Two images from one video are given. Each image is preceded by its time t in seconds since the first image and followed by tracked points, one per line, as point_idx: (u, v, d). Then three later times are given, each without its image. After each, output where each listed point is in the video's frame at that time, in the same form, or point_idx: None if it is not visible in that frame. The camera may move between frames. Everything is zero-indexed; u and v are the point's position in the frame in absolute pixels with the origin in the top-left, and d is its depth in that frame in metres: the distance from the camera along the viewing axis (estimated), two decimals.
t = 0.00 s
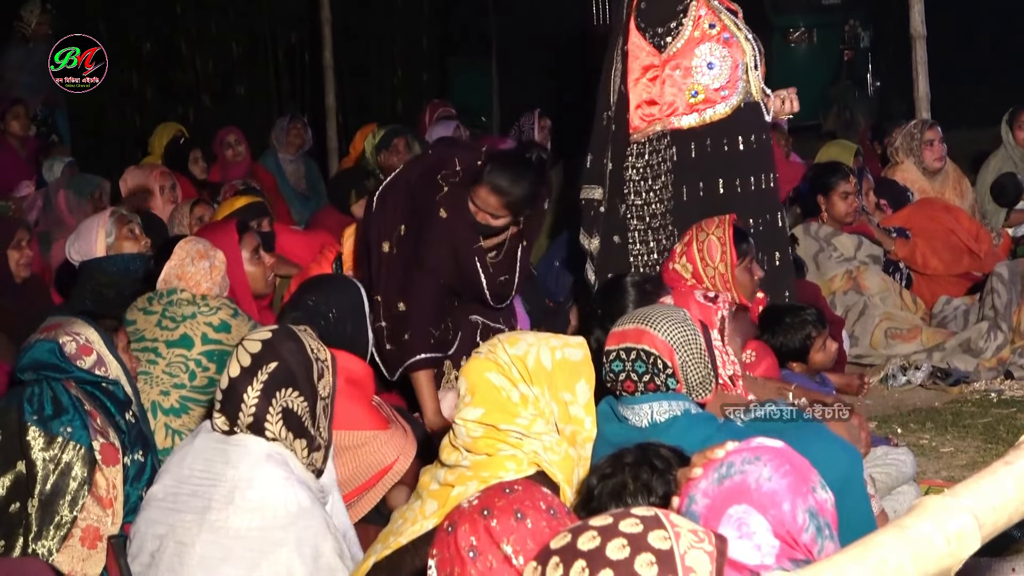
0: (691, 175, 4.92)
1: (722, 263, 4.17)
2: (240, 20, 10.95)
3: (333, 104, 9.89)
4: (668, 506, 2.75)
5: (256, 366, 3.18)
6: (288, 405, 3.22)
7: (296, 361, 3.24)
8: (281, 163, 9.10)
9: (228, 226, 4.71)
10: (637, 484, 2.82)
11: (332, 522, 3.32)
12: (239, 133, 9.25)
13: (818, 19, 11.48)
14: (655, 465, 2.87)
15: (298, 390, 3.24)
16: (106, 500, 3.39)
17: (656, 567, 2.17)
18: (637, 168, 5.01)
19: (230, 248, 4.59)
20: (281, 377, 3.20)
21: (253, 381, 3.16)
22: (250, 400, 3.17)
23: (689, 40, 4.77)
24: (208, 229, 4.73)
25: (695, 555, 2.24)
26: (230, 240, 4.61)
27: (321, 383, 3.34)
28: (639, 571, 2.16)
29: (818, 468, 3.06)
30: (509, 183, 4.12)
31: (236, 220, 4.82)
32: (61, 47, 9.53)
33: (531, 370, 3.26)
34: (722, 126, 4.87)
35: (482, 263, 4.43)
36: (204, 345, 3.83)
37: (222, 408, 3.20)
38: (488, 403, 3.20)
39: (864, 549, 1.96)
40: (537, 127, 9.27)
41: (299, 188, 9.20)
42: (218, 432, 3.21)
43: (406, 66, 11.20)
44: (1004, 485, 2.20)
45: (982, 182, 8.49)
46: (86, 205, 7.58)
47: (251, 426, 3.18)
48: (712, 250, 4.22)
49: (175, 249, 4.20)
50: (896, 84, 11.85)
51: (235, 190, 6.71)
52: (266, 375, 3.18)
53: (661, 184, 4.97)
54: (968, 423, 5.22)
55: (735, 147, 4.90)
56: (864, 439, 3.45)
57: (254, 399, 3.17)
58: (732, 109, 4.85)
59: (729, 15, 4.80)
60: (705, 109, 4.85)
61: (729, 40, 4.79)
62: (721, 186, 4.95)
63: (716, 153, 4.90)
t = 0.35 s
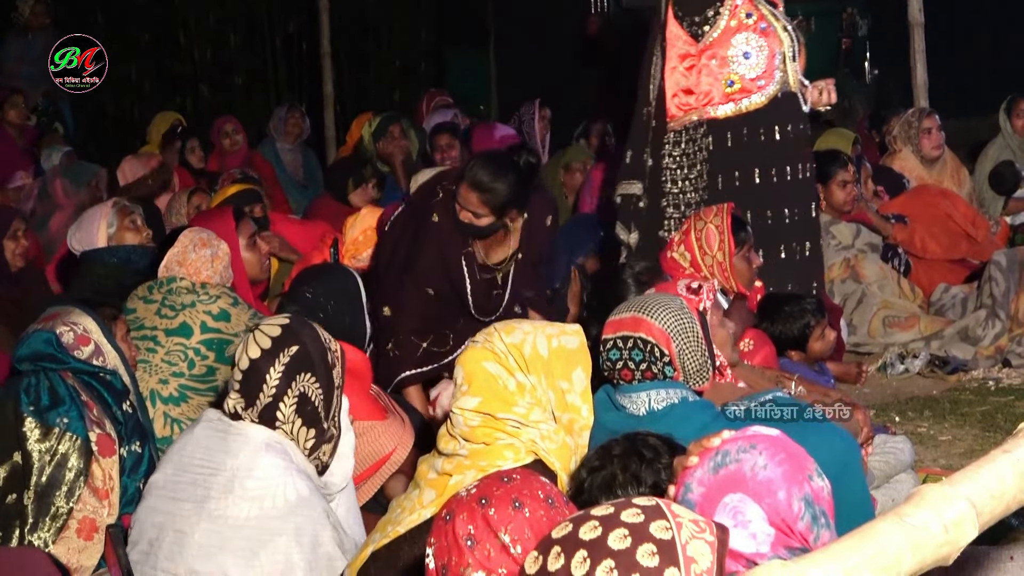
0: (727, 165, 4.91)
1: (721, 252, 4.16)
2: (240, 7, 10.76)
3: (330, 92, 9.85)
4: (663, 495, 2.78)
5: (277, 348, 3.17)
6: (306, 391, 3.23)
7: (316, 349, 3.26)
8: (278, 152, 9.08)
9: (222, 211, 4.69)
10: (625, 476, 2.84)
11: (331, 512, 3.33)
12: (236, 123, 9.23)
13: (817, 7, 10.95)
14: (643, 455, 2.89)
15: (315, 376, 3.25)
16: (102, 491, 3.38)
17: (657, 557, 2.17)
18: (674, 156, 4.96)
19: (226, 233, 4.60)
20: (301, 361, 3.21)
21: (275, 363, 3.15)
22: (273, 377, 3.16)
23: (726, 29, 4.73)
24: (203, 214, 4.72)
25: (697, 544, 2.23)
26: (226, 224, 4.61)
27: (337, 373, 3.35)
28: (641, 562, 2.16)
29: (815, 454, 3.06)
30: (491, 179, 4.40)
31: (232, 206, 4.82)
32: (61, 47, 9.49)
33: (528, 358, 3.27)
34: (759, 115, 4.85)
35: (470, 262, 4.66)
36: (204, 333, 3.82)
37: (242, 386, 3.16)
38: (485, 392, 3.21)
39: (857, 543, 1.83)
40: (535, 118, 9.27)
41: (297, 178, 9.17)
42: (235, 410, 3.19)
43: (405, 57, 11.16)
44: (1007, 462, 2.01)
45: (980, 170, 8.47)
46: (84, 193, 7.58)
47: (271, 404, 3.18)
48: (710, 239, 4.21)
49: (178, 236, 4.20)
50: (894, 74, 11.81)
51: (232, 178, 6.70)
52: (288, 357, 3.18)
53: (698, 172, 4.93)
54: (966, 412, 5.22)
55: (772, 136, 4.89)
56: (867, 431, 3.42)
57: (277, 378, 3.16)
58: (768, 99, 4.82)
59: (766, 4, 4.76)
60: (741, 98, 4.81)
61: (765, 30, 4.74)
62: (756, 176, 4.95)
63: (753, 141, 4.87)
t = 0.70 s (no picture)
0: (756, 151, 4.79)
1: (714, 241, 4.18)
2: None
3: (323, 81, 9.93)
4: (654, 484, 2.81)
5: (299, 330, 3.27)
6: (313, 380, 3.28)
7: (335, 342, 3.34)
8: (271, 142, 9.14)
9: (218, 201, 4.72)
10: (612, 467, 2.88)
11: (325, 501, 3.34)
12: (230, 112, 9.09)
13: None
14: (630, 446, 2.91)
15: (326, 369, 3.31)
16: (96, 481, 3.40)
17: (653, 548, 2.17)
18: (705, 146, 4.85)
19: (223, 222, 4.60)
20: (317, 351, 3.29)
21: (295, 344, 3.24)
22: (288, 358, 3.23)
23: (755, 17, 4.63)
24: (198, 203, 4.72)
25: (692, 535, 2.23)
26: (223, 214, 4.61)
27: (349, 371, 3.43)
28: (635, 552, 2.17)
29: (810, 444, 3.06)
30: (483, 177, 4.56)
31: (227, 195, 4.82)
32: (61, 46, 9.40)
33: (520, 349, 3.29)
34: (787, 102, 4.74)
35: (468, 273, 4.72)
36: (195, 325, 3.84)
37: (259, 354, 3.22)
38: (477, 383, 3.21)
39: (854, 531, 1.89)
40: (528, 107, 9.32)
41: (290, 166, 9.20)
42: (249, 384, 3.22)
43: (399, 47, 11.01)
44: (999, 454, 2.10)
45: (975, 158, 8.47)
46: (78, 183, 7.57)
47: (279, 378, 3.22)
48: (703, 228, 4.23)
49: (178, 227, 4.21)
50: (889, 61, 11.79)
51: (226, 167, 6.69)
52: (308, 343, 3.27)
53: (725, 159, 4.83)
54: (960, 400, 5.22)
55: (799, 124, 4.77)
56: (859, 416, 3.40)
57: (293, 359, 3.23)
58: (796, 86, 4.72)
59: None
60: (770, 86, 4.71)
61: (793, 17, 4.66)
62: (785, 163, 4.82)
63: (782, 129, 4.76)
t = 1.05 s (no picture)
0: (776, 133, 4.60)
1: (703, 227, 4.24)
2: None
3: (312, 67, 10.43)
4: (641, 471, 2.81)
5: (296, 314, 3.31)
6: (305, 361, 3.28)
7: (330, 331, 3.36)
8: (260, 127, 9.22)
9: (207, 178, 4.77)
10: (598, 454, 2.88)
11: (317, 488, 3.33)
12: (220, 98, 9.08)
13: None
14: (616, 431, 2.92)
15: (321, 353, 3.32)
16: (84, 468, 3.39)
17: (642, 533, 2.17)
18: (721, 129, 4.74)
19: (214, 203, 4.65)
20: (312, 335, 3.31)
21: (290, 323, 3.27)
22: (283, 333, 3.24)
23: None
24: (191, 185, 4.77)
25: (681, 520, 2.23)
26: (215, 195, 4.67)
27: (344, 370, 3.41)
28: (624, 538, 2.17)
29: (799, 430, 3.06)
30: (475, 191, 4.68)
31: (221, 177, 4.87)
32: (62, 46, 9.48)
33: (508, 335, 3.28)
34: (808, 83, 4.57)
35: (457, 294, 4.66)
36: (184, 311, 3.87)
37: (258, 328, 3.25)
38: (464, 368, 3.22)
39: (842, 516, 1.82)
40: (519, 93, 9.34)
41: (279, 153, 9.30)
42: (244, 363, 3.24)
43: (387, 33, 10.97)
44: (986, 440, 2.05)
45: (964, 144, 8.50)
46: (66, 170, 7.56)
47: (271, 357, 3.23)
48: (692, 214, 4.27)
49: (175, 213, 4.21)
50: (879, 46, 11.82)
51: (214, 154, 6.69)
52: (303, 326, 3.29)
53: (746, 143, 4.66)
54: (949, 386, 5.23)
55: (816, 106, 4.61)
56: (846, 400, 3.46)
57: (286, 337, 3.25)
58: (816, 69, 4.57)
59: None
60: (790, 68, 4.55)
61: None
62: (808, 145, 4.63)
63: (803, 111, 4.58)
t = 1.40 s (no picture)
0: (794, 117, 4.20)
1: (695, 212, 4.40)
2: None
3: (302, 51, 10.14)
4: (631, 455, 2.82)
5: (288, 298, 3.32)
6: (295, 345, 3.28)
7: (323, 317, 3.36)
8: (251, 113, 9.19)
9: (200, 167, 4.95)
10: (589, 438, 2.89)
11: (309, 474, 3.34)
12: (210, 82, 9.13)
13: None
14: (607, 416, 2.92)
15: (312, 338, 3.32)
16: (76, 456, 3.40)
17: (632, 518, 2.16)
18: (736, 112, 4.33)
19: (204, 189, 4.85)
20: (303, 320, 3.31)
21: (280, 307, 3.28)
22: (273, 318, 3.26)
23: None
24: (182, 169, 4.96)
25: (671, 505, 2.23)
26: (204, 180, 4.87)
27: (336, 358, 3.41)
28: (614, 523, 2.16)
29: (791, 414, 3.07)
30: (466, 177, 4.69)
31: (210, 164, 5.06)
32: (61, 45, 9.54)
33: (499, 321, 3.28)
34: (824, 67, 4.16)
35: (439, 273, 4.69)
36: (174, 297, 3.89)
37: (248, 313, 3.26)
38: (456, 354, 3.23)
39: (833, 500, 1.79)
40: (510, 78, 9.33)
41: (270, 138, 9.27)
42: (236, 345, 3.25)
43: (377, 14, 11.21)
44: (976, 426, 2.00)
45: (956, 129, 8.49)
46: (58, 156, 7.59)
47: (261, 341, 3.24)
48: (684, 198, 4.45)
49: (147, 199, 4.28)
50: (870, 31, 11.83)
51: (204, 140, 6.72)
52: (295, 310, 3.30)
53: (765, 126, 4.25)
54: (939, 371, 5.24)
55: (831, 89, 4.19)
56: (835, 384, 3.48)
57: (275, 320, 3.26)
58: (833, 51, 4.15)
59: None
60: (805, 52, 4.14)
61: None
62: (829, 128, 4.21)
63: (821, 93, 4.17)
